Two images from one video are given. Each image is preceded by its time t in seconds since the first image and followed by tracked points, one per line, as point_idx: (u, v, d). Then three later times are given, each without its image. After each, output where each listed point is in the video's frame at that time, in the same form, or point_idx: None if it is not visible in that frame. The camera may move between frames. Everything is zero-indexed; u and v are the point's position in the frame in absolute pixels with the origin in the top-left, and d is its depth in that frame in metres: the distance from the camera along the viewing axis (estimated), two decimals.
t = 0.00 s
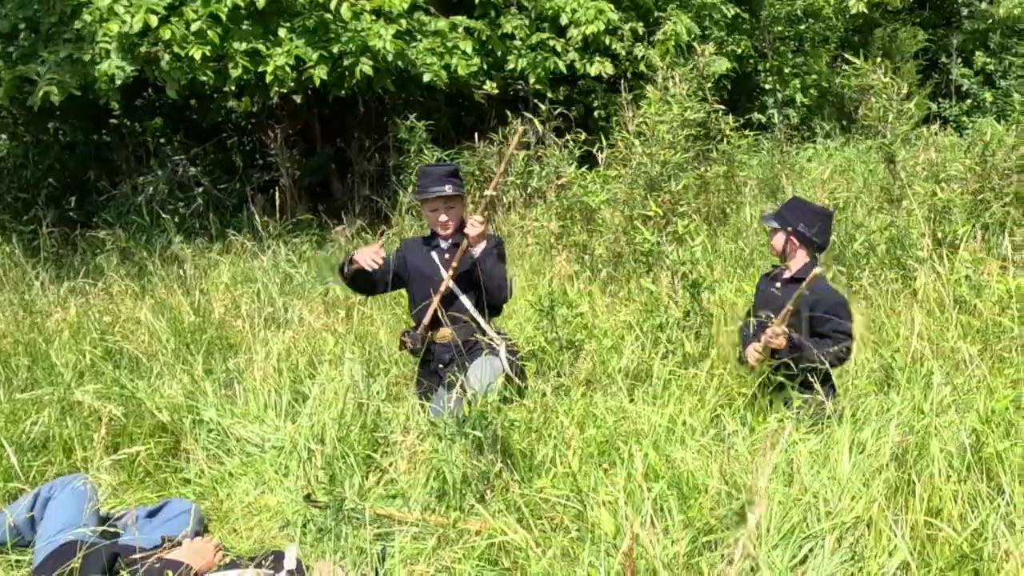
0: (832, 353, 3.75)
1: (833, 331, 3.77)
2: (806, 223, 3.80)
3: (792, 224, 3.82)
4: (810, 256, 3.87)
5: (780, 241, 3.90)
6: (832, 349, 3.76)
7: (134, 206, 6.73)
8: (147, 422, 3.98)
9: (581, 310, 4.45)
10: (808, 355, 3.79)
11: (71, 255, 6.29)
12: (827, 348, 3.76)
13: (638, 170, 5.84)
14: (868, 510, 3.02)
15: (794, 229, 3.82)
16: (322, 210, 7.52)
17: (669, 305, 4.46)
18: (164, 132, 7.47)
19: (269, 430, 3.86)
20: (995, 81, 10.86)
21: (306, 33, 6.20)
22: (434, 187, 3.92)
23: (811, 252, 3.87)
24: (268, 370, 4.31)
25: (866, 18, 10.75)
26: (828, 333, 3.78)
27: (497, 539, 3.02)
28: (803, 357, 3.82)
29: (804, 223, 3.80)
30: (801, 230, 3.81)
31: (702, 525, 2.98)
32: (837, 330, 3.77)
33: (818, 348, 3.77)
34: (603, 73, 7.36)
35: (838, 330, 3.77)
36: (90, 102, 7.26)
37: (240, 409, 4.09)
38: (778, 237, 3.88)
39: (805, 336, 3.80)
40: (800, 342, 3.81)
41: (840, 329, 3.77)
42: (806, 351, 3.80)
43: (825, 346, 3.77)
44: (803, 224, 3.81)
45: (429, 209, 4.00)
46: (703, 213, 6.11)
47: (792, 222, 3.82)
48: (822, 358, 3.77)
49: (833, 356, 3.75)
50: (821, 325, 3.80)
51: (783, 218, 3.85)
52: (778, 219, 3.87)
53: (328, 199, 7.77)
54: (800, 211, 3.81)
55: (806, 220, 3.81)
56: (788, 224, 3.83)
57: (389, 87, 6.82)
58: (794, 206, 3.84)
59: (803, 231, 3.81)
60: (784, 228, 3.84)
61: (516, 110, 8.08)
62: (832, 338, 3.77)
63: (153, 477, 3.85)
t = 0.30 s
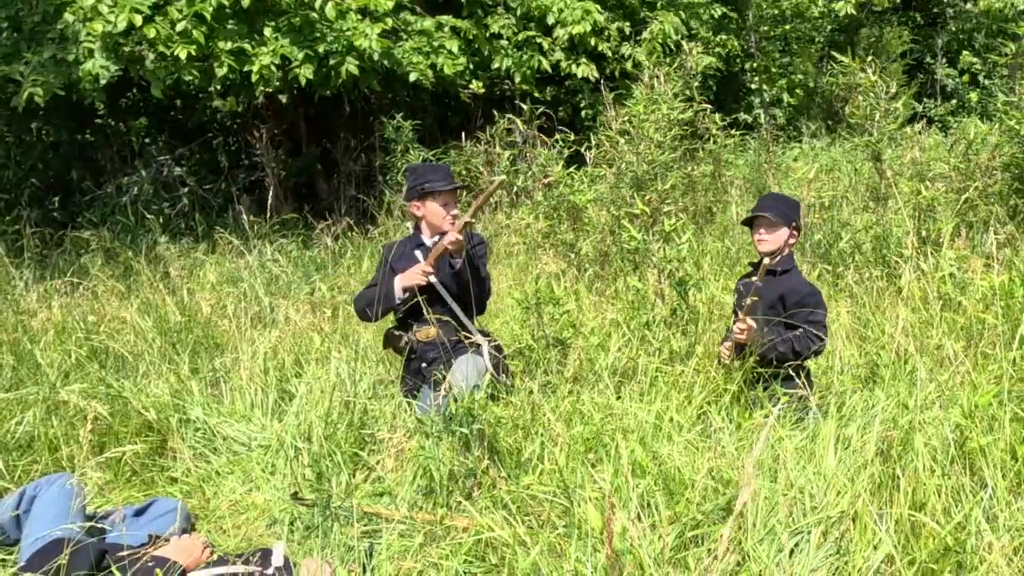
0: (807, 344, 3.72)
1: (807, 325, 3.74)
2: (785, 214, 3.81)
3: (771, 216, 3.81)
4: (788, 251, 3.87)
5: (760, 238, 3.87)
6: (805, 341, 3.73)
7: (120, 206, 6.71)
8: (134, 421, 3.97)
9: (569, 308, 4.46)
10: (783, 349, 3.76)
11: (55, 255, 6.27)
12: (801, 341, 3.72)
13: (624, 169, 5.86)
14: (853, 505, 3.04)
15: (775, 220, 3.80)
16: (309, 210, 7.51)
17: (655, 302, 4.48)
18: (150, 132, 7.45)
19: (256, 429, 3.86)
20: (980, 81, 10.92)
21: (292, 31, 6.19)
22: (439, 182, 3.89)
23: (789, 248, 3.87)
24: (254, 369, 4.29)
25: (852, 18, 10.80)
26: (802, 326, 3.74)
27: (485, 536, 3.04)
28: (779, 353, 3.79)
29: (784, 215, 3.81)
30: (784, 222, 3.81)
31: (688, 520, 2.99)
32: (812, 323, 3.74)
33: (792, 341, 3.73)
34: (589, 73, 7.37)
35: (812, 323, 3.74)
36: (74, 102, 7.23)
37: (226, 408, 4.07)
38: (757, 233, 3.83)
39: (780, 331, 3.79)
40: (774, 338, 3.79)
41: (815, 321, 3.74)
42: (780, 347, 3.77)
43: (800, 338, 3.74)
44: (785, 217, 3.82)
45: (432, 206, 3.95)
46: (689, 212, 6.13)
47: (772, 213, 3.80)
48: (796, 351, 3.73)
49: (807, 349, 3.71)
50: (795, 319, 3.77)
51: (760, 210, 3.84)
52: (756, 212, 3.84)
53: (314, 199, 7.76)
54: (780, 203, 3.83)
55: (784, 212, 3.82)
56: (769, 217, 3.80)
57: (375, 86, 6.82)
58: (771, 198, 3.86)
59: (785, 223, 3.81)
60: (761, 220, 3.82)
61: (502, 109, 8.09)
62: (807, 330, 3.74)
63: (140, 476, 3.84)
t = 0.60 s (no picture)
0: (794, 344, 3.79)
1: (798, 326, 3.83)
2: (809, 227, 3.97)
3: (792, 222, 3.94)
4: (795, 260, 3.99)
5: (774, 235, 3.96)
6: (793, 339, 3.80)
7: (112, 212, 6.70)
8: (126, 428, 3.96)
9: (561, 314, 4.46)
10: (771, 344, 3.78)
11: (46, 261, 6.26)
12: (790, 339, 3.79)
13: (615, 175, 5.87)
14: (844, 511, 3.06)
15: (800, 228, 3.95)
16: (301, 216, 7.51)
17: (648, 309, 4.48)
18: (142, 138, 7.44)
19: (248, 435, 3.86)
20: (971, 86, 10.97)
21: (285, 38, 6.19)
22: (431, 195, 3.84)
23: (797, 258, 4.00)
24: (246, 376, 4.29)
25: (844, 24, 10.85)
26: (794, 326, 3.82)
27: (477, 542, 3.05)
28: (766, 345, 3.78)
29: (807, 228, 3.96)
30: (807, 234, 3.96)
31: (679, 526, 3.00)
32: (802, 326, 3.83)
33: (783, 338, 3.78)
34: (580, 78, 7.39)
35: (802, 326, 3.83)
36: (65, 108, 7.17)
37: (218, 415, 4.07)
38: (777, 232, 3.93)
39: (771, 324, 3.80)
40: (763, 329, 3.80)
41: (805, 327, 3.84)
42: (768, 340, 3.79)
43: (787, 338, 3.81)
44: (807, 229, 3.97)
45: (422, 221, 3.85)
46: (681, 217, 6.14)
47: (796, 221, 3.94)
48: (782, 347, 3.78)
49: (795, 347, 3.77)
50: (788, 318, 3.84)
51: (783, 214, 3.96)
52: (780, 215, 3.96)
53: (307, 205, 7.76)
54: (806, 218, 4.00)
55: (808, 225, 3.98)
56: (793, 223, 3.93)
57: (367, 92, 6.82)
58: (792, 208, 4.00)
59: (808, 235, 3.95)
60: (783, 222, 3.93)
61: (495, 115, 8.10)
62: (798, 331, 3.82)
63: (132, 482, 3.83)
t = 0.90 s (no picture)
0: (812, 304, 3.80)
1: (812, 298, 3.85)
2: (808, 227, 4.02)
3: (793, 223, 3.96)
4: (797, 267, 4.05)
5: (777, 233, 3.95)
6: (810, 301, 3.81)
7: (113, 220, 6.71)
8: (126, 436, 3.96)
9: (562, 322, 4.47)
10: (793, 294, 3.77)
11: (47, 269, 6.27)
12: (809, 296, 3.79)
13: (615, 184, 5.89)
14: (843, 519, 3.06)
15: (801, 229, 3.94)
16: (302, 224, 7.52)
17: (648, 317, 4.50)
18: (143, 146, 7.47)
19: (248, 444, 3.87)
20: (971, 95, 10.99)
21: (287, 48, 6.21)
22: (424, 205, 3.82)
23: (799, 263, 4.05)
24: (246, 384, 4.30)
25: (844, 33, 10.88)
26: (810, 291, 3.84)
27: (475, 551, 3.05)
28: (789, 292, 3.78)
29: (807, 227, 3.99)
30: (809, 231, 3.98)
31: (678, 535, 3.00)
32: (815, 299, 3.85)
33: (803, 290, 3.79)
34: (581, 86, 7.40)
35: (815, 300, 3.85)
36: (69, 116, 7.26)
37: (217, 423, 4.08)
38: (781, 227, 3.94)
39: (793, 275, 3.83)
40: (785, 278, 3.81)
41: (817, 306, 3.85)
42: (790, 291, 3.78)
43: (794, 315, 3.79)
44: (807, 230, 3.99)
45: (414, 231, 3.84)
46: (681, 226, 6.15)
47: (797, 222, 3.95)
48: (803, 299, 3.77)
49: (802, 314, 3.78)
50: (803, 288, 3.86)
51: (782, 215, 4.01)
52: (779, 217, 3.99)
53: (308, 213, 7.78)
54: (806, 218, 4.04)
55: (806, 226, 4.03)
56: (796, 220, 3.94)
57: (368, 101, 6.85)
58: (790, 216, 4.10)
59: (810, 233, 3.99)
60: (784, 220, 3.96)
61: (496, 124, 8.12)
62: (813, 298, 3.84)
63: (132, 491, 3.82)
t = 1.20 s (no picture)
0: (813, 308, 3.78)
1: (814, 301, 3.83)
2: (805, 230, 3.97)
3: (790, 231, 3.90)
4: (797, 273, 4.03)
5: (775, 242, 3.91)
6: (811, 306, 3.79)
7: (120, 228, 6.75)
8: (132, 443, 3.99)
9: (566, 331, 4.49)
10: (792, 299, 3.76)
11: (54, 276, 6.32)
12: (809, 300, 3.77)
13: (620, 194, 5.91)
14: (845, 527, 3.07)
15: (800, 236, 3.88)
16: (308, 233, 7.55)
17: (652, 326, 4.52)
18: (150, 155, 7.52)
19: (253, 451, 3.89)
20: (975, 104, 10.99)
21: (293, 58, 6.26)
22: (432, 208, 3.95)
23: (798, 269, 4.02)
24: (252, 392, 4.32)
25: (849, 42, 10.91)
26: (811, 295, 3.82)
27: (478, 559, 3.08)
28: (788, 297, 3.76)
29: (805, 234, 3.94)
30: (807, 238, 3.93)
31: (682, 544, 3.01)
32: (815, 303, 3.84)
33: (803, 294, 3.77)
34: (587, 96, 7.43)
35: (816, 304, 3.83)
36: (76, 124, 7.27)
37: (223, 430, 4.10)
38: (778, 234, 3.89)
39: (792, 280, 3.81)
40: (783, 283, 3.80)
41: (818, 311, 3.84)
42: (789, 296, 3.76)
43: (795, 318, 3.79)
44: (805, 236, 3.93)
45: (424, 232, 4.01)
46: (686, 235, 6.17)
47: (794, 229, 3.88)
48: (803, 304, 3.75)
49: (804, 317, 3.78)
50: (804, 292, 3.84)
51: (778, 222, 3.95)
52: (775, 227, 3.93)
53: (313, 221, 7.81)
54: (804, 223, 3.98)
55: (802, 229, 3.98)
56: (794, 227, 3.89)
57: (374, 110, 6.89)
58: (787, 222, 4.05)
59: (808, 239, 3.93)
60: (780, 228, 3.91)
61: (501, 132, 8.15)
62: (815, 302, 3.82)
63: (138, 499, 3.85)
